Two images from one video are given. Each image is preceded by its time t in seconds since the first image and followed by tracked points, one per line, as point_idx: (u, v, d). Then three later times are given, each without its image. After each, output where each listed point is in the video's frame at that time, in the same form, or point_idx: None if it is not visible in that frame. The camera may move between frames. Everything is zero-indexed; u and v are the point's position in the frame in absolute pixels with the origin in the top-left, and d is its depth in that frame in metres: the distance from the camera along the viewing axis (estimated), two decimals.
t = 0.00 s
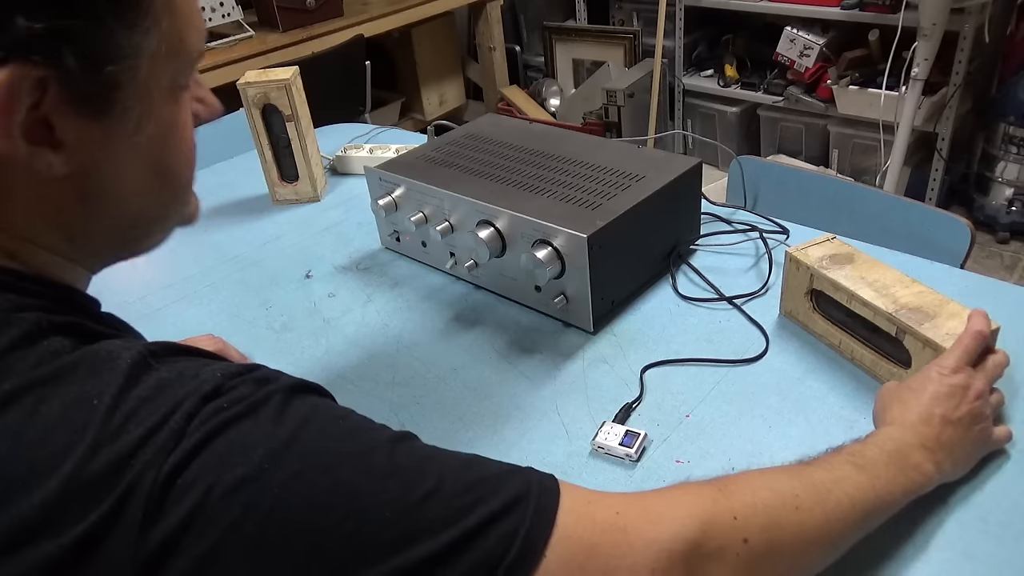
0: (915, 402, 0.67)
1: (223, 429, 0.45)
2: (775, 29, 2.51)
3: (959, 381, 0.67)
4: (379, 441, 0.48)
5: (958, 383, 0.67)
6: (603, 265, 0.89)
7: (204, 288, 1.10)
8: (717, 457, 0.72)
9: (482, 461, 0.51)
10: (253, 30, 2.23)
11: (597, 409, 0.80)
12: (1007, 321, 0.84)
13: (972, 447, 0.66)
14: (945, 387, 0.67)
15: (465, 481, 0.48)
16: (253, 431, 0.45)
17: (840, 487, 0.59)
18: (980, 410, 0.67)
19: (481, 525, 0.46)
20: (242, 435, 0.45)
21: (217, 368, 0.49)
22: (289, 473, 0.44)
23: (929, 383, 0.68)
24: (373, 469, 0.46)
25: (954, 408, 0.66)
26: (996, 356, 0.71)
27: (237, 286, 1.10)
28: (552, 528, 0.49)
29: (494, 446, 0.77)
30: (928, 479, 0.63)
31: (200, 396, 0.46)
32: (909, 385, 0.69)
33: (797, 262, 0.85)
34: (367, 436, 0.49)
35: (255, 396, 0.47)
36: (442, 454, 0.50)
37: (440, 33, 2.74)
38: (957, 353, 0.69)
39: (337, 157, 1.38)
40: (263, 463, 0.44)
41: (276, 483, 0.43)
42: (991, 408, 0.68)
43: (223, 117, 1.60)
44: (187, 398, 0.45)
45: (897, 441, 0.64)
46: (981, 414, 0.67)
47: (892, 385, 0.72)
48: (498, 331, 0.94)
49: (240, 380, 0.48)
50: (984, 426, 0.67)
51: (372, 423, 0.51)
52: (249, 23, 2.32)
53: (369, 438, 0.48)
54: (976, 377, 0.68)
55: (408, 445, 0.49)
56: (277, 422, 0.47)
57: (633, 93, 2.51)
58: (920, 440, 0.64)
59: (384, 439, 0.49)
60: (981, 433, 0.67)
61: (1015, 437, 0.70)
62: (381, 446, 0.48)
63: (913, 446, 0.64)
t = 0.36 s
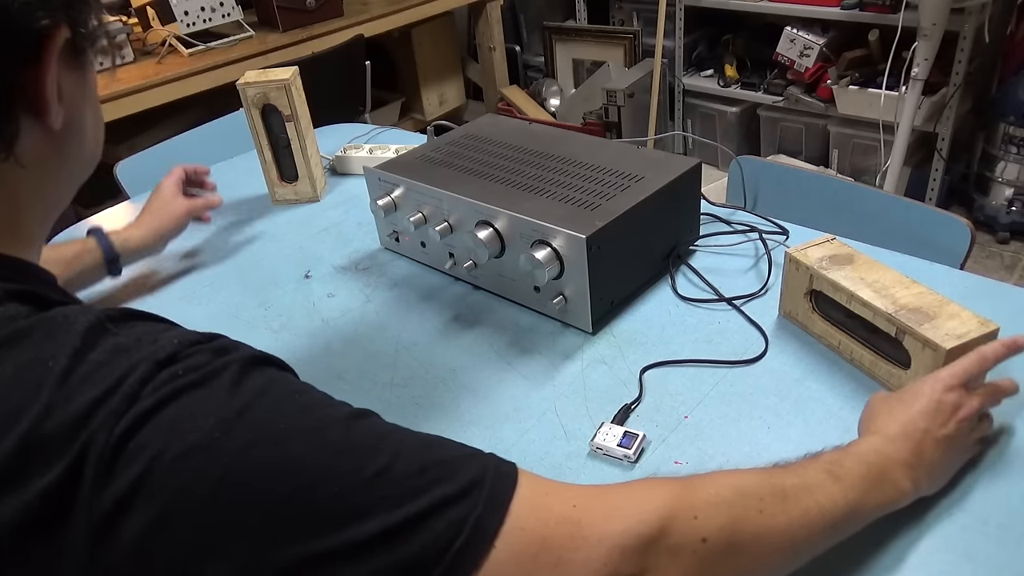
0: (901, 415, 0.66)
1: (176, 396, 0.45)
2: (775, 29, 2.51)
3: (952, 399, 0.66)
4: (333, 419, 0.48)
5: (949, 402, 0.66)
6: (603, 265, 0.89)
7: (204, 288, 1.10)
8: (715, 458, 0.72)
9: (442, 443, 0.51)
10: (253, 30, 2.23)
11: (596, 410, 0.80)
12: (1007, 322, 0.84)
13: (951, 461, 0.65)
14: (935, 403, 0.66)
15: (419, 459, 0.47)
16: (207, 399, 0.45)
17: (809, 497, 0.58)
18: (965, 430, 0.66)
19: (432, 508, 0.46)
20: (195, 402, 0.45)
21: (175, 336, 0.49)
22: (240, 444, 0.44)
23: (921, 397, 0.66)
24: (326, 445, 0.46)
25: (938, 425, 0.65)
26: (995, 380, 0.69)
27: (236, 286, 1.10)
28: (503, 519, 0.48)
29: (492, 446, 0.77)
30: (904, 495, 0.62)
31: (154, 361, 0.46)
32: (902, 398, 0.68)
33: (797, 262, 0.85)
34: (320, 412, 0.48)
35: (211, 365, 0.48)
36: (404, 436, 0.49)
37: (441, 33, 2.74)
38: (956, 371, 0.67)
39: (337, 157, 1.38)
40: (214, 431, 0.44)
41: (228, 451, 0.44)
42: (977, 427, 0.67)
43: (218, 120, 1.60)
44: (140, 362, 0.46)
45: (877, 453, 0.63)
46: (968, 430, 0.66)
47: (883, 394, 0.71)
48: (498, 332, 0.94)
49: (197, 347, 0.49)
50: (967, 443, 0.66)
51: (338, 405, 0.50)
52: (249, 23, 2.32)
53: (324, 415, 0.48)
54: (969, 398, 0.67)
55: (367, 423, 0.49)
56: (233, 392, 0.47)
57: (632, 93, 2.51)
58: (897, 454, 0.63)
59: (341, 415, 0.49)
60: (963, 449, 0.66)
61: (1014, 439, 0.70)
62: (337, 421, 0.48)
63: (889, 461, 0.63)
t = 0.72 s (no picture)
0: (863, 463, 0.58)
1: (48, 364, 0.44)
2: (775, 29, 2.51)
3: (929, 455, 0.58)
4: (208, 421, 0.45)
5: (923, 460, 0.58)
6: (603, 265, 0.89)
7: (204, 288, 1.10)
8: (715, 458, 0.72)
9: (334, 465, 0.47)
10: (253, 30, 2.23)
11: (596, 410, 0.80)
12: (1007, 323, 0.84)
13: (916, 534, 0.57)
14: (907, 457, 0.58)
15: (296, 478, 0.45)
16: (77, 375, 0.44)
17: (728, 572, 0.51)
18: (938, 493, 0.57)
19: (287, 536, 0.43)
20: (64, 375, 0.44)
21: (67, 306, 0.49)
22: (97, 427, 0.42)
23: (895, 447, 0.59)
24: (191, 445, 0.43)
25: (903, 485, 0.57)
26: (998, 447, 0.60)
27: (236, 285, 1.10)
28: (372, 561, 0.45)
29: (491, 446, 0.77)
30: (845, 564, 0.54)
31: (37, 327, 0.46)
32: (876, 443, 0.60)
33: (797, 262, 0.85)
34: (203, 410, 0.45)
35: (95, 342, 0.46)
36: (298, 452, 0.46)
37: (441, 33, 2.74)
38: (942, 425, 0.60)
39: (337, 157, 1.38)
40: (76, 410, 0.42)
41: (83, 431, 0.42)
42: (959, 496, 0.58)
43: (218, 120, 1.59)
44: (23, 325, 0.46)
45: (822, 509, 0.55)
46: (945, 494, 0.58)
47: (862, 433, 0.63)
48: (497, 332, 0.94)
49: (89, 320, 0.48)
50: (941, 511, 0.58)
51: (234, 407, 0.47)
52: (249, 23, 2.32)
53: (205, 413, 0.45)
54: (954, 461, 0.59)
55: (250, 429, 0.46)
56: (108, 372, 0.45)
57: (632, 93, 2.51)
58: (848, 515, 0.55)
59: (224, 417, 0.46)
60: (936, 520, 0.58)
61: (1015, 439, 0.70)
62: (215, 421, 0.45)
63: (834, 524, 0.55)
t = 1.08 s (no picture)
0: (738, 525, 0.57)
1: None
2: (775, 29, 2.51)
3: (806, 518, 0.57)
4: (101, 480, 0.45)
5: (799, 524, 0.57)
6: (603, 265, 0.89)
7: (204, 288, 1.10)
8: (716, 457, 0.72)
9: (214, 542, 0.48)
10: (253, 30, 2.23)
11: (596, 409, 0.80)
12: (1007, 323, 0.84)
13: None
14: (784, 521, 0.57)
15: (177, 554, 0.46)
16: None
17: None
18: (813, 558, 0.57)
19: None
20: None
21: None
22: None
23: (773, 508, 0.58)
24: (75, 508, 0.43)
25: (777, 550, 0.56)
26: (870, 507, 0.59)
27: (236, 285, 1.10)
28: None
29: (491, 446, 0.77)
30: None
31: None
32: (758, 500, 0.59)
33: (797, 262, 0.85)
34: (100, 465, 0.45)
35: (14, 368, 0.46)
36: (180, 526, 0.47)
37: (440, 33, 2.74)
38: (822, 485, 0.58)
39: (337, 157, 1.38)
40: None
41: None
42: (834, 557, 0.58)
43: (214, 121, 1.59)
44: None
45: None
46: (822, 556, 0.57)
47: (748, 483, 0.62)
48: (498, 332, 0.94)
49: (12, 336, 0.48)
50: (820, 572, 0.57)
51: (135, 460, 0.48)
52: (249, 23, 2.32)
53: (103, 469, 0.45)
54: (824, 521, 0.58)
55: (140, 494, 0.46)
56: (20, 404, 0.44)
57: (632, 93, 2.51)
58: None
59: (116, 477, 0.46)
60: None
61: (1015, 439, 0.70)
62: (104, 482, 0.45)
63: None
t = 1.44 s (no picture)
0: (624, 537, 0.61)
1: None
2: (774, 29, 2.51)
3: (683, 528, 0.61)
4: (42, 502, 0.44)
5: (678, 534, 0.61)
6: (603, 265, 0.89)
7: (204, 288, 1.10)
8: (715, 457, 0.72)
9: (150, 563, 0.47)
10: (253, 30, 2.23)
11: (596, 410, 0.80)
12: (1007, 323, 0.84)
13: None
14: (664, 532, 0.61)
15: None
16: None
17: None
18: (693, 567, 0.61)
19: None
20: None
21: None
22: None
23: (652, 521, 0.62)
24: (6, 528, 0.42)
25: (658, 559, 0.60)
26: (746, 515, 0.64)
27: (236, 285, 1.10)
28: None
29: (491, 445, 0.77)
30: None
31: None
32: (640, 513, 0.63)
33: (797, 262, 0.85)
34: (42, 487, 0.44)
35: None
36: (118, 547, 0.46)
37: (440, 34, 2.74)
38: (697, 498, 0.63)
39: (337, 157, 1.38)
40: None
41: None
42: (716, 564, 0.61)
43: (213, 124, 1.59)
44: None
45: None
46: (703, 564, 0.61)
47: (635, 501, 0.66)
48: (497, 332, 0.94)
49: None
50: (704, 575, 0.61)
51: (80, 478, 0.46)
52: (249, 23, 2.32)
53: (44, 490, 0.44)
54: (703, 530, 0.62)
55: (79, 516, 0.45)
56: None
57: (633, 93, 2.51)
58: None
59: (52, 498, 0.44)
60: None
61: (1015, 439, 0.70)
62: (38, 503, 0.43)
63: None
